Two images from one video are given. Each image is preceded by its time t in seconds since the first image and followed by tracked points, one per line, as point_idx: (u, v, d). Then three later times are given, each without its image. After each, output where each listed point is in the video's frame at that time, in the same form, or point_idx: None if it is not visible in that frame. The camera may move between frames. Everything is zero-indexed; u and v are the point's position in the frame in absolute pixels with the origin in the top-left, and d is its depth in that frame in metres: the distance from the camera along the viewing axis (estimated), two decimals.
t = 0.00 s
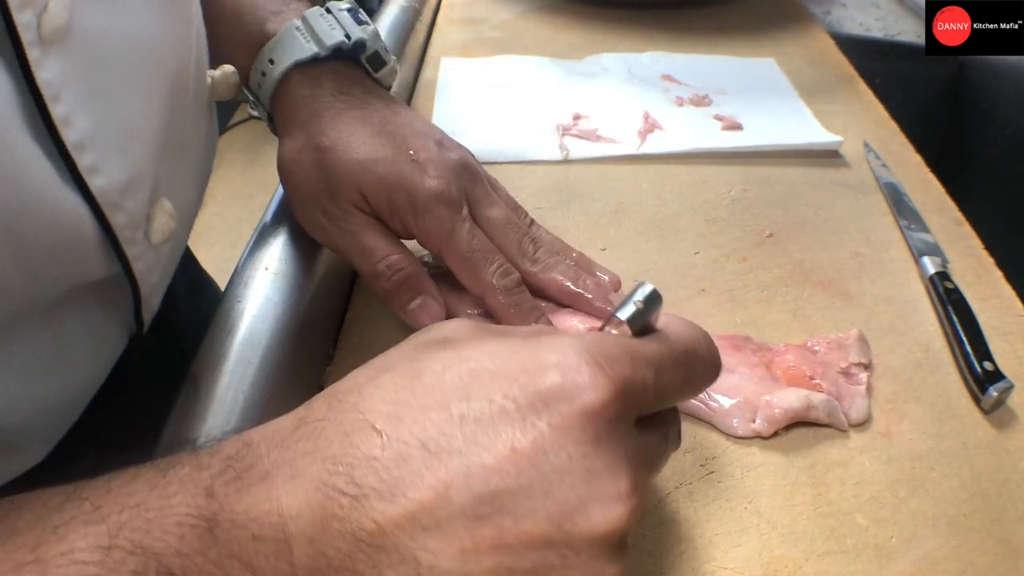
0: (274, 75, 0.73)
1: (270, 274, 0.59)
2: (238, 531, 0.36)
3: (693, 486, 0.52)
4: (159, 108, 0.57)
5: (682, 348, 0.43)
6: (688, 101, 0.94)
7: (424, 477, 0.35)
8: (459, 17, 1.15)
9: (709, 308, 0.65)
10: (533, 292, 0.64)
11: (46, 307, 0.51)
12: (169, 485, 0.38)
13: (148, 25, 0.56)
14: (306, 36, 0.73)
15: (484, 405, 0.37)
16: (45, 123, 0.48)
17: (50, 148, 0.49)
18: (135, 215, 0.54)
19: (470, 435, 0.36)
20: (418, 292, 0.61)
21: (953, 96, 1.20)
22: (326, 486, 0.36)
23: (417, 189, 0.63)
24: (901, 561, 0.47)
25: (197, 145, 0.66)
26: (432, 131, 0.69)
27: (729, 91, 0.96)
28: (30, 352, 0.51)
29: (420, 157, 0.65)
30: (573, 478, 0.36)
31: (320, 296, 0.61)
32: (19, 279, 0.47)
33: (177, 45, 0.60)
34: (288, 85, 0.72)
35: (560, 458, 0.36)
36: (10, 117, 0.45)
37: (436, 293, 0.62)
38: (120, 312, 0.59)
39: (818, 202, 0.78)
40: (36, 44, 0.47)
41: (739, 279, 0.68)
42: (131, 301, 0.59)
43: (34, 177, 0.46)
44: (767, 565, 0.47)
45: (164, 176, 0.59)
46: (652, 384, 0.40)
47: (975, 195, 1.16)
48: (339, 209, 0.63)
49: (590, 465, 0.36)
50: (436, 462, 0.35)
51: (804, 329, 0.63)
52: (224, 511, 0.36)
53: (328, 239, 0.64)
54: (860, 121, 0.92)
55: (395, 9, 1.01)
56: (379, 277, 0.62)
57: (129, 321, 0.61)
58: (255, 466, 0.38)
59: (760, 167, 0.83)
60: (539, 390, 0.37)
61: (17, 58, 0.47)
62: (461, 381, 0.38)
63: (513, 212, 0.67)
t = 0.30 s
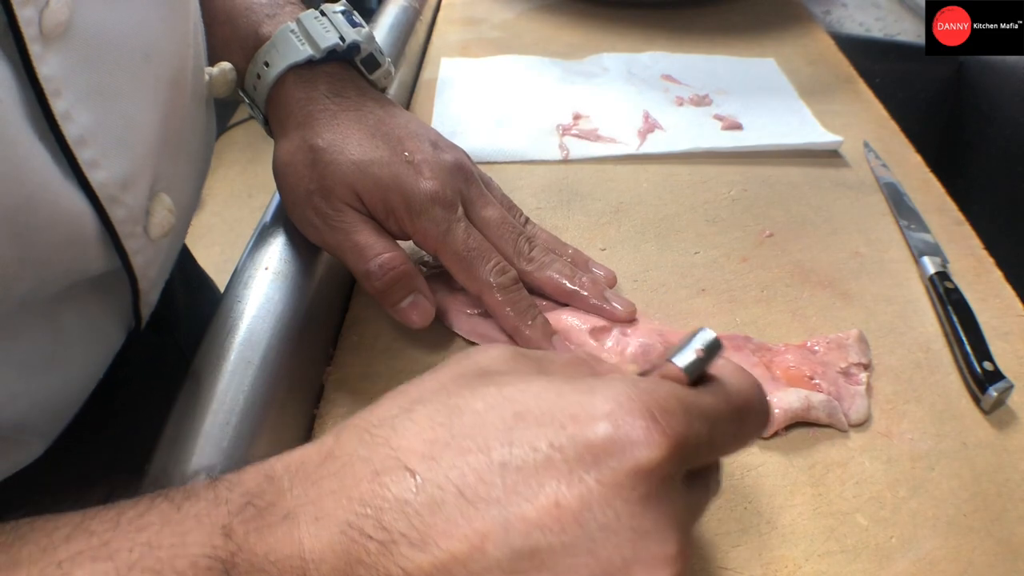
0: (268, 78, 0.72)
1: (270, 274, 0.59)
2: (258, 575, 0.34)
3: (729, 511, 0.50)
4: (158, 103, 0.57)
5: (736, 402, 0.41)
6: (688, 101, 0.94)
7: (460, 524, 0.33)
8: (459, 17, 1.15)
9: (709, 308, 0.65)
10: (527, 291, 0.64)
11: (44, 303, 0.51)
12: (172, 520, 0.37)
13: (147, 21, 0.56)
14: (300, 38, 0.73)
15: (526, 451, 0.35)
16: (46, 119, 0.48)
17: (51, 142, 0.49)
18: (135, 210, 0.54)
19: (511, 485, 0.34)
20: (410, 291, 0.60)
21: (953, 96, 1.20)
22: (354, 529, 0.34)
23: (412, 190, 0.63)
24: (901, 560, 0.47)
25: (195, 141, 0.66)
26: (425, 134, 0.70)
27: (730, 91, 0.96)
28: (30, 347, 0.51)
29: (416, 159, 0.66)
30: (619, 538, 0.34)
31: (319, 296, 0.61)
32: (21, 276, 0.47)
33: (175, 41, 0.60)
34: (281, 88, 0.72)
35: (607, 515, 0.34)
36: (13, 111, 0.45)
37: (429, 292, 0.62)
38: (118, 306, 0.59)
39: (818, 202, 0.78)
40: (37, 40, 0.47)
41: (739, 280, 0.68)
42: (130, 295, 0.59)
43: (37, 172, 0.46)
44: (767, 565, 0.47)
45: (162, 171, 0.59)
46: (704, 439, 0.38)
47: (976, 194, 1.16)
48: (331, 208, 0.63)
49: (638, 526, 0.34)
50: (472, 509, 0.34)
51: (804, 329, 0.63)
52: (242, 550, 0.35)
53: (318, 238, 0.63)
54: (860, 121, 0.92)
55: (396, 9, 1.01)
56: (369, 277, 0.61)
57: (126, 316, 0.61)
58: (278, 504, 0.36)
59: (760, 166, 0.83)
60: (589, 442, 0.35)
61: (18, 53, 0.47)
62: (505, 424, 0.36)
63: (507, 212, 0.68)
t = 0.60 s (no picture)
0: (262, 73, 0.73)
1: (270, 274, 0.59)
2: None
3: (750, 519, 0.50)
4: (155, 104, 0.57)
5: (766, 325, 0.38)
6: (688, 101, 0.94)
7: (489, 504, 0.32)
8: (459, 17, 1.15)
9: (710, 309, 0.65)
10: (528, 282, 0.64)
11: (43, 304, 0.51)
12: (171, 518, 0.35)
13: (144, 21, 0.57)
14: (294, 33, 0.73)
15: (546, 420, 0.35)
16: (42, 119, 0.48)
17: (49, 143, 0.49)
18: (132, 210, 0.54)
19: (534, 456, 0.33)
20: (402, 291, 0.61)
21: (953, 96, 1.20)
22: (379, 528, 0.32)
23: (407, 183, 0.63)
24: (901, 560, 0.47)
25: (191, 142, 0.66)
26: (419, 127, 0.70)
27: (730, 91, 0.96)
28: (28, 347, 0.51)
29: (411, 152, 0.66)
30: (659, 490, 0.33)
31: (320, 295, 0.61)
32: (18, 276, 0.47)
33: (172, 41, 0.60)
34: (274, 83, 0.73)
35: (636, 465, 0.33)
36: (11, 111, 0.46)
37: (420, 292, 0.62)
38: (115, 307, 0.59)
39: (818, 202, 0.78)
40: (35, 40, 0.47)
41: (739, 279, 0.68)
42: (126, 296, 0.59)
43: (35, 172, 0.46)
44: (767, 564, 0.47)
45: (157, 172, 0.59)
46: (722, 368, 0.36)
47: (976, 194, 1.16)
48: (325, 204, 0.63)
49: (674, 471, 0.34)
50: (497, 486, 0.33)
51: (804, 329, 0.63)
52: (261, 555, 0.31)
53: (310, 236, 0.63)
54: (860, 121, 0.92)
55: (396, 10, 1.01)
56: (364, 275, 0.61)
57: (124, 317, 0.60)
58: (294, 509, 0.33)
59: (760, 166, 0.83)
60: (608, 394, 0.35)
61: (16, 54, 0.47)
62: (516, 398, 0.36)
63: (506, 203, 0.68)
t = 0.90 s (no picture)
0: (260, 76, 0.73)
1: (270, 274, 0.59)
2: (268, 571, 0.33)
3: (676, 459, 0.53)
4: (156, 102, 0.57)
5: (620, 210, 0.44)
6: (688, 101, 0.94)
7: (448, 385, 0.37)
8: (459, 17, 1.15)
9: (709, 308, 0.65)
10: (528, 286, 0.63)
11: (45, 304, 0.51)
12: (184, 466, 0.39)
13: (144, 20, 0.57)
14: (293, 36, 0.73)
15: (471, 306, 0.39)
16: (44, 117, 0.48)
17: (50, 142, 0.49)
18: (134, 209, 0.55)
19: (471, 334, 0.38)
20: (402, 293, 0.60)
21: (953, 95, 1.20)
22: (370, 428, 0.37)
23: (405, 187, 0.62)
24: (900, 560, 0.47)
25: (191, 142, 0.66)
26: (418, 130, 0.69)
27: (730, 91, 0.96)
28: (31, 346, 0.51)
29: (409, 154, 0.65)
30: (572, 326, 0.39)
31: (320, 295, 0.61)
32: (21, 276, 0.47)
33: (173, 40, 0.60)
34: (273, 86, 0.73)
35: (548, 312, 0.39)
36: (13, 109, 0.46)
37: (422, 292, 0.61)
38: (117, 306, 0.59)
39: (818, 202, 0.78)
40: (37, 39, 0.47)
41: (739, 279, 0.68)
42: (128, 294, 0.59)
43: (36, 170, 0.46)
44: (767, 564, 0.47)
45: (158, 171, 0.59)
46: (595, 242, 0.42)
47: (976, 194, 1.16)
48: (324, 208, 0.63)
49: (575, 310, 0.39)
50: (450, 367, 0.37)
51: (804, 329, 0.63)
52: (276, 475, 0.36)
53: (311, 240, 0.63)
54: (860, 121, 0.92)
55: (396, 10, 1.01)
56: (363, 279, 0.61)
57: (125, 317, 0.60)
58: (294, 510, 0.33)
59: (760, 166, 0.83)
60: (509, 274, 0.40)
61: (18, 53, 0.47)
62: (445, 296, 0.40)
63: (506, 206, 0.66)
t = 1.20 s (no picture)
0: (260, 77, 0.72)
1: (270, 274, 0.59)
2: None
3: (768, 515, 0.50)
4: (158, 102, 0.57)
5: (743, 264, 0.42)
6: (688, 101, 0.94)
7: (536, 434, 0.34)
8: (459, 17, 1.15)
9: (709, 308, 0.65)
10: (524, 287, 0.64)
11: (47, 306, 0.51)
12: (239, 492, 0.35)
13: (147, 20, 0.56)
14: (293, 37, 0.73)
15: (574, 347, 0.36)
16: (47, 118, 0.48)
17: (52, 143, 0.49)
18: (135, 210, 0.54)
19: (570, 383, 0.35)
20: (402, 293, 0.61)
21: (953, 95, 1.20)
22: (444, 471, 0.33)
23: (405, 189, 0.63)
24: (901, 560, 0.47)
25: (193, 142, 0.66)
26: (417, 132, 0.69)
27: (730, 91, 0.96)
28: (34, 348, 0.51)
29: (409, 157, 0.65)
30: (689, 391, 0.36)
31: (320, 296, 0.61)
32: (23, 278, 0.47)
33: (175, 40, 0.60)
34: (273, 87, 0.72)
35: (661, 371, 0.35)
36: (16, 110, 0.46)
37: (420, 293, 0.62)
38: (119, 307, 0.59)
39: (818, 202, 0.78)
40: (40, 40, 0.47)
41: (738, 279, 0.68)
42: (131, 295, 0.59)
43: (39, 171, 0.46)
44: (767, 564, 0.47)
45: (160, 172, 0.59)
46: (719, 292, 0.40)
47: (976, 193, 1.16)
48: (323, 208, 0.63)
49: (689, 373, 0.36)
50: (542, 415, 0.34)
51: (804, 329, 0.63)
52: (337, 511, 0.32)
53: (309, 239, 0.63)
54: (860, 121, 0.92)
55: (396, 10, 1.01)
56: (362, 279, 0.61)
57: (127, 318, 0.60)
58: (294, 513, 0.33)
59: (760, 166, 0.83)
60: (620, 316, 0.37)
61: (20, 53, 0.47)
62: (542, 334, 0.37)
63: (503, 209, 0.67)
